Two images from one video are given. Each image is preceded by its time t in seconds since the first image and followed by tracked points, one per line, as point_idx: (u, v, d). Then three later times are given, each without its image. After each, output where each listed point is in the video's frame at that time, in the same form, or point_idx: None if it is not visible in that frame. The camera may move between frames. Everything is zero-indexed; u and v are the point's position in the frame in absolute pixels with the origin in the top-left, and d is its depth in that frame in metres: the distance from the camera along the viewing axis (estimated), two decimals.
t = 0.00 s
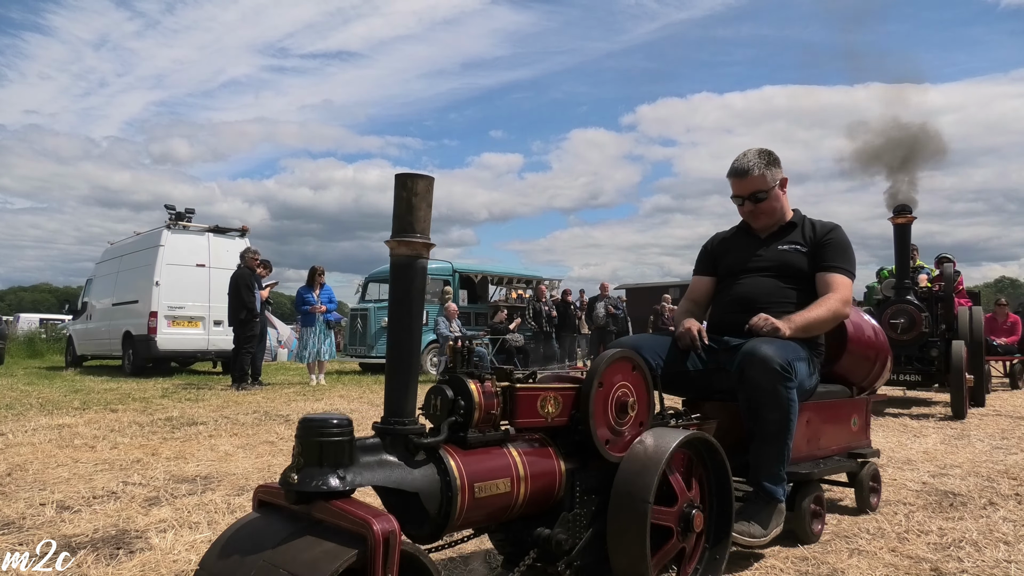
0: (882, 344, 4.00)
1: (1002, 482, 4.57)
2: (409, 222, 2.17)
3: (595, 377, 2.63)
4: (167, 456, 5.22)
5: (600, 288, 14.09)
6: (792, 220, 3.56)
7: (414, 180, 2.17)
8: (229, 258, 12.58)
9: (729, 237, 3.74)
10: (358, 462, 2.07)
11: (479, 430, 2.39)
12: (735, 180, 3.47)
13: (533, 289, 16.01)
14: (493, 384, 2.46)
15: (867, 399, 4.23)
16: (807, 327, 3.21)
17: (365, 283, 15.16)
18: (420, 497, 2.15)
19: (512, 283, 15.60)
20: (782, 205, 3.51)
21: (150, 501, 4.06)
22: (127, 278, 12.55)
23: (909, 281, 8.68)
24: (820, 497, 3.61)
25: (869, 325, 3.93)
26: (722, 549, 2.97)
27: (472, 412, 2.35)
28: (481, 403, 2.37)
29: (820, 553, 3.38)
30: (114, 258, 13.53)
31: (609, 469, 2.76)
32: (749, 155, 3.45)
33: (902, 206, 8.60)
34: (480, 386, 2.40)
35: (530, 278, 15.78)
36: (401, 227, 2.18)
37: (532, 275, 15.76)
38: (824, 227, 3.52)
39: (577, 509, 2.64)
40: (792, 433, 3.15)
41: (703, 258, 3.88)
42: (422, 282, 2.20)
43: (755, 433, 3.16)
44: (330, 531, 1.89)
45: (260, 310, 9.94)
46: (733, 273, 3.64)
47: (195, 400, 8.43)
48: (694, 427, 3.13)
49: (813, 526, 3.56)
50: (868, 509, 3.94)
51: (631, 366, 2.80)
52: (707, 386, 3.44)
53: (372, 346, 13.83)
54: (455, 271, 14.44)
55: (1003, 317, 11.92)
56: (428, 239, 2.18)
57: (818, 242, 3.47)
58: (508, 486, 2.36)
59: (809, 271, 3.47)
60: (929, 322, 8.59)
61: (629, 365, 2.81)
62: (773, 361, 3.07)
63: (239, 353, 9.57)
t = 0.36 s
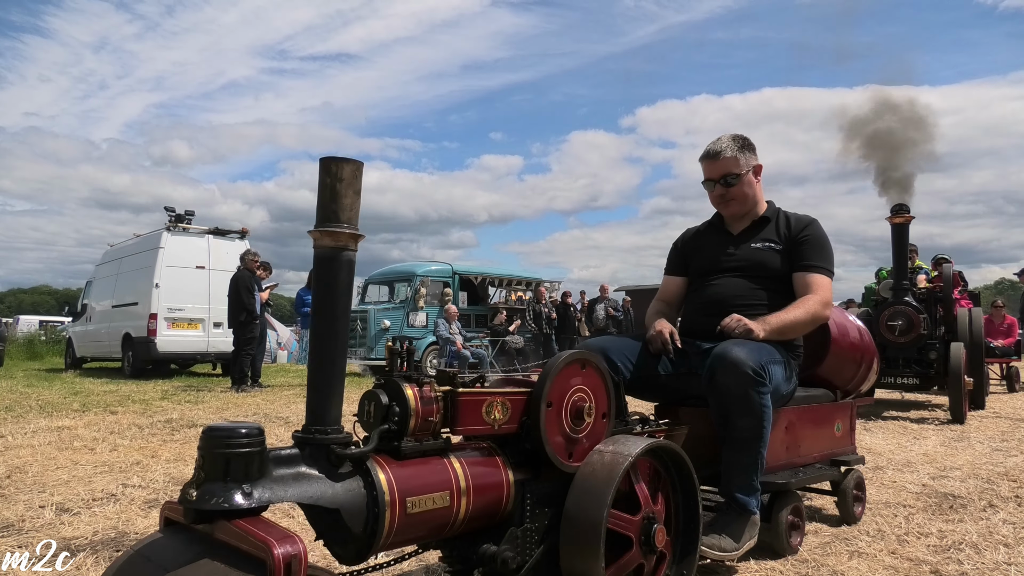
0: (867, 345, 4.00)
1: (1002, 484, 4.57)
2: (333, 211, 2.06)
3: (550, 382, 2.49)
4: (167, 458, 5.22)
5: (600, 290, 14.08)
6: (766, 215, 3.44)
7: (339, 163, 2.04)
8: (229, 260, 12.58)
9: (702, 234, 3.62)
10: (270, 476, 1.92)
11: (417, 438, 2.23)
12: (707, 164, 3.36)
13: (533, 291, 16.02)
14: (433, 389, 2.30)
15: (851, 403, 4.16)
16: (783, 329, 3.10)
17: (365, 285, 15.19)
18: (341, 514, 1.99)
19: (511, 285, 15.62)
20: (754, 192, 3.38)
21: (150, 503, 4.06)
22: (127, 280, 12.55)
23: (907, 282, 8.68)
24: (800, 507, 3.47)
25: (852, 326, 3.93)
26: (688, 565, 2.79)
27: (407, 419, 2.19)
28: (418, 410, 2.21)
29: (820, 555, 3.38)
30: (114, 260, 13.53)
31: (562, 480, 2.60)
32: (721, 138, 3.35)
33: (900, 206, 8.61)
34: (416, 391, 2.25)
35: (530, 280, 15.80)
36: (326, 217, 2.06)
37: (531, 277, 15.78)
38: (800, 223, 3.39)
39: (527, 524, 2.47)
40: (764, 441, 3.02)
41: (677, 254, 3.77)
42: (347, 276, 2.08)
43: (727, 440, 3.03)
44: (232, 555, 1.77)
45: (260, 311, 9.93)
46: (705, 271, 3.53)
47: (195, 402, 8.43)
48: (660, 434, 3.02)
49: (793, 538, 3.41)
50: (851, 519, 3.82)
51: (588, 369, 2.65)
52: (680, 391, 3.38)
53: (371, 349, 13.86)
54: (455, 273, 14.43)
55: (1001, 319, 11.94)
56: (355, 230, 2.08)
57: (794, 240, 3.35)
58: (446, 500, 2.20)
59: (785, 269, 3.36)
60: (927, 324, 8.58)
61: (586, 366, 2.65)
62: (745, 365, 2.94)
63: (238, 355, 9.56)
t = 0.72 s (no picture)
0: (849, 347, 3.91)
1: (1002, 486, 4.57)
2: (241, 196, 1.97)
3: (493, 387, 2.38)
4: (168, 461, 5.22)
5: (600, 292, 14.09)
6: (731, 207, 3.29)
7: (248, 145, 1.95)
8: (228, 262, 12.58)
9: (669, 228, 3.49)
10: (158, 493, 1.83)
11: (340, 447, 2.14)
12: (673, 141, 3.29)
13: (533, 293, 16.04)
14: (360, 395, 2.20)
15: (832, 407, 4.02)
16: (752, 330, 2.95)
17: (364, 287, 15.21)
18: (243, 535, 1.90)
19: (511, 287, 15.63)
20: (719, 174, 3.27)
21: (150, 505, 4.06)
22: (127, 282, 12.55)
23: (904, 283, 8.68)
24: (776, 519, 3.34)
25: (832, 327, 3.83)
26: None
27: (327, 427, 2.11)
28: (341, 417, 2.13)
29: (820, 557, 3.38)
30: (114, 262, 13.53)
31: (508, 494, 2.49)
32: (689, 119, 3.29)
33: (897, 206, 8.61)
34: (340, 398, 2.16)
35: (530, 282, 15.82)
36: (231, 204, 1.96)
37: (531, 279, 15.80)
38: (768, 216, 3.24)
39: (467, 543, 2.34)
40: (733, 450, 2.87)
41: (642, 252, 3.63)
42: (255, 267, 1.99)
43: (693, 450, 2.88)
44: None
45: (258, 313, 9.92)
46: (672, 268, 3.40)
47: (195, 404, 8.43)
48: (623, 442, 2.86)
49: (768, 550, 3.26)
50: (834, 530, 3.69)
51: (536, 373, 2.55)
52: (648, 397, 3.25)
53: (371, 350, 13.88)
54: (454, 275, 14.45)
55: (999, 322, 11.95)
56: (266, 218, 1.99)
57: (762, 234, 3.20)
58: (371, 517, 2.11)
59: (753, 264, 3.22)
60: (925, 326, 8.58)
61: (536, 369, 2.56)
62: (710, 370, 2.79)
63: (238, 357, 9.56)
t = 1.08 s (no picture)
0: (829, 346, 3.84)
1: (1001, 487, 4.57)
2: (121, 176, 1.92)
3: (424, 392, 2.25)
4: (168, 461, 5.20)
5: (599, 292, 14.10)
6: (687, 196, 3.07)
7: (130, 119, 1.90)
8: (228, 262, 12.58)
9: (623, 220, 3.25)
10: (12, 512, 1.76)
11: (243, 458, 2.04)
12: (623, 122, 3.07)
13: (533, 294, 16.04)
14: (271, 400, 2.09)
15: (813, 410, 3.94)
16: (720, 330, 2.76)
17: (364, 287, 15.22)
18: (116, 560, 1.80)
19: (511, 287, 15.63)
20: (671, 159, 3.04)
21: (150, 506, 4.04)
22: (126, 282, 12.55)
23: (901, 282, 8.69)
24: (747, 533, 3.22)
25: (812, 326, 3.76)
26: None
27: (228, 435, 2.00)
28: (243, 423, 2.02)
29: (819, 557, 3.38)
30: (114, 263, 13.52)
31: (442, 508, 2.37)
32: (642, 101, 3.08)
33: (893, 204, 8.61)
34: (244, 405, 2.04)
35: (529, 282, 15.81)
36: (111, 187, 1.92)
37: (531, 280, 15.80)
38: (729, 205, 3.02)
39: (395, 562, 2.22)
40: (700, 461, 2.69)
41: (594, 247, 3.36)
42: (135, 257, 1.95)
43: (658, 461, 2.69)
44: None
45: (257, 314, 9.91)
46: (630, 266, 3.16)
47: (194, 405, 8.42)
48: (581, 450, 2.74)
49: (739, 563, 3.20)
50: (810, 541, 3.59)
51: (469, 375, 2.41)
52: (611, 404, 3.06)
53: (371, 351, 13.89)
54: (454, 276, 14.44)
55: (996, 322, 11.94)
56: (152, 200, 1.95)
57: (723, 225, 2.99)
58: (275, 537, 1.99)
59: (717, 258, 3.00)
60: (921, 326, 8.58)
61: (470, 367, 2.42)
62: (674, 376, 2.60)
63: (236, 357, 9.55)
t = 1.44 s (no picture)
0: (809, 346, 3.82)
1: (1001, 487, 4.57)
2: None
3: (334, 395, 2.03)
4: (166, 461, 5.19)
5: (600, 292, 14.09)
6: (634, 183, 2.91)
7: None
8: (228, 262, 12.57)
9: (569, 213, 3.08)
10: None
11: (115, 472, 1.81)
12: (562, 104, 2.92)
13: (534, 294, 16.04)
14: (148, 410, 1.86)
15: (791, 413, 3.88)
16: (679, 329, 2.61)
17: (365, 287, 15.23)
18: None
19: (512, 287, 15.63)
20: (612, 142, 2.89)
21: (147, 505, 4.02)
22: (126, 282, 12.54)
23: (896, 282, 8.73)
24: (714, 546, 3.10)
25: (791, 327, 3.75)
26: None
27: (94, 446, 1.78)
28: (113, 435, 1.79)
29: (818, 558, 3.39)
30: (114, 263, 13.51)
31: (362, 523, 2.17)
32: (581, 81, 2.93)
33: (889, 200, 8.59)
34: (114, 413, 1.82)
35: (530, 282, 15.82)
36: None
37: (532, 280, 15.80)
38: (679, 191, 2.87)
39: None
40: (659, 475, 2.54)
41: (540, 245, 3.16)
42: None
43: (614, 474, 2.53)
44: None
45: (257, 314, 9.90)
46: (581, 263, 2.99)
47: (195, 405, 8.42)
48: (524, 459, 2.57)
49: None
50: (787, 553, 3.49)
51: (391, 377, 2.18)
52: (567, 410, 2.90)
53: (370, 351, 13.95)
54: (454, 275, 14.43)
55: (992, 322, 11.89)
56: None
57: (675, 213, 2.83)
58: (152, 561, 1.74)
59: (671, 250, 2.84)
60: (916, 325, 8.59)
61: (400, 372, 2.22)
62: (631, 382, 2.45)
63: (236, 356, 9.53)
